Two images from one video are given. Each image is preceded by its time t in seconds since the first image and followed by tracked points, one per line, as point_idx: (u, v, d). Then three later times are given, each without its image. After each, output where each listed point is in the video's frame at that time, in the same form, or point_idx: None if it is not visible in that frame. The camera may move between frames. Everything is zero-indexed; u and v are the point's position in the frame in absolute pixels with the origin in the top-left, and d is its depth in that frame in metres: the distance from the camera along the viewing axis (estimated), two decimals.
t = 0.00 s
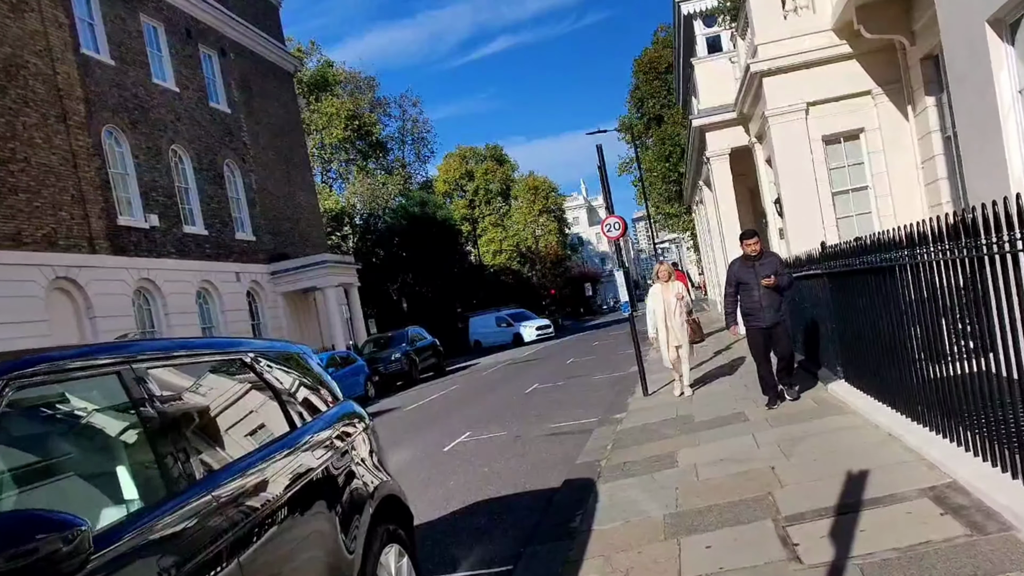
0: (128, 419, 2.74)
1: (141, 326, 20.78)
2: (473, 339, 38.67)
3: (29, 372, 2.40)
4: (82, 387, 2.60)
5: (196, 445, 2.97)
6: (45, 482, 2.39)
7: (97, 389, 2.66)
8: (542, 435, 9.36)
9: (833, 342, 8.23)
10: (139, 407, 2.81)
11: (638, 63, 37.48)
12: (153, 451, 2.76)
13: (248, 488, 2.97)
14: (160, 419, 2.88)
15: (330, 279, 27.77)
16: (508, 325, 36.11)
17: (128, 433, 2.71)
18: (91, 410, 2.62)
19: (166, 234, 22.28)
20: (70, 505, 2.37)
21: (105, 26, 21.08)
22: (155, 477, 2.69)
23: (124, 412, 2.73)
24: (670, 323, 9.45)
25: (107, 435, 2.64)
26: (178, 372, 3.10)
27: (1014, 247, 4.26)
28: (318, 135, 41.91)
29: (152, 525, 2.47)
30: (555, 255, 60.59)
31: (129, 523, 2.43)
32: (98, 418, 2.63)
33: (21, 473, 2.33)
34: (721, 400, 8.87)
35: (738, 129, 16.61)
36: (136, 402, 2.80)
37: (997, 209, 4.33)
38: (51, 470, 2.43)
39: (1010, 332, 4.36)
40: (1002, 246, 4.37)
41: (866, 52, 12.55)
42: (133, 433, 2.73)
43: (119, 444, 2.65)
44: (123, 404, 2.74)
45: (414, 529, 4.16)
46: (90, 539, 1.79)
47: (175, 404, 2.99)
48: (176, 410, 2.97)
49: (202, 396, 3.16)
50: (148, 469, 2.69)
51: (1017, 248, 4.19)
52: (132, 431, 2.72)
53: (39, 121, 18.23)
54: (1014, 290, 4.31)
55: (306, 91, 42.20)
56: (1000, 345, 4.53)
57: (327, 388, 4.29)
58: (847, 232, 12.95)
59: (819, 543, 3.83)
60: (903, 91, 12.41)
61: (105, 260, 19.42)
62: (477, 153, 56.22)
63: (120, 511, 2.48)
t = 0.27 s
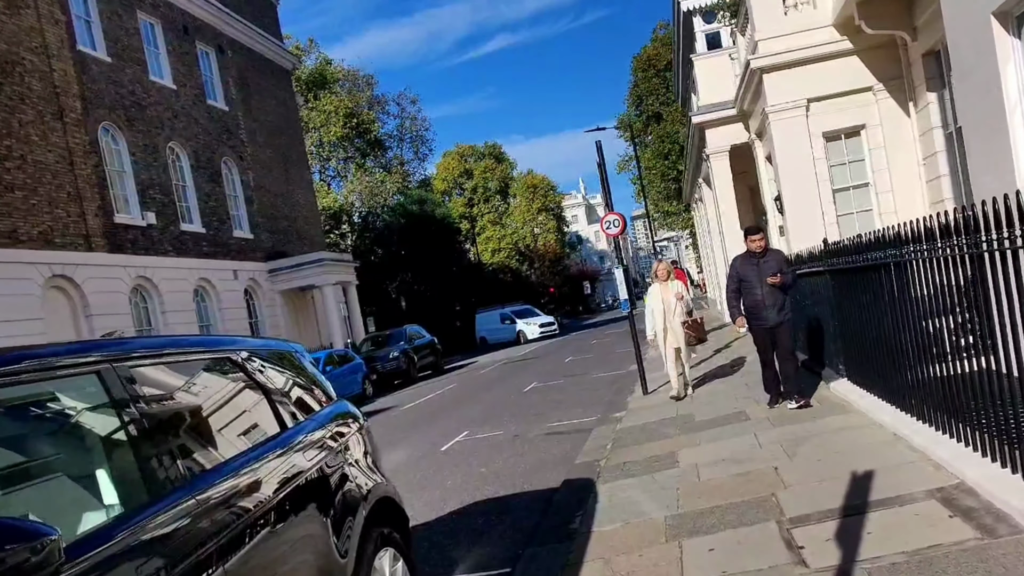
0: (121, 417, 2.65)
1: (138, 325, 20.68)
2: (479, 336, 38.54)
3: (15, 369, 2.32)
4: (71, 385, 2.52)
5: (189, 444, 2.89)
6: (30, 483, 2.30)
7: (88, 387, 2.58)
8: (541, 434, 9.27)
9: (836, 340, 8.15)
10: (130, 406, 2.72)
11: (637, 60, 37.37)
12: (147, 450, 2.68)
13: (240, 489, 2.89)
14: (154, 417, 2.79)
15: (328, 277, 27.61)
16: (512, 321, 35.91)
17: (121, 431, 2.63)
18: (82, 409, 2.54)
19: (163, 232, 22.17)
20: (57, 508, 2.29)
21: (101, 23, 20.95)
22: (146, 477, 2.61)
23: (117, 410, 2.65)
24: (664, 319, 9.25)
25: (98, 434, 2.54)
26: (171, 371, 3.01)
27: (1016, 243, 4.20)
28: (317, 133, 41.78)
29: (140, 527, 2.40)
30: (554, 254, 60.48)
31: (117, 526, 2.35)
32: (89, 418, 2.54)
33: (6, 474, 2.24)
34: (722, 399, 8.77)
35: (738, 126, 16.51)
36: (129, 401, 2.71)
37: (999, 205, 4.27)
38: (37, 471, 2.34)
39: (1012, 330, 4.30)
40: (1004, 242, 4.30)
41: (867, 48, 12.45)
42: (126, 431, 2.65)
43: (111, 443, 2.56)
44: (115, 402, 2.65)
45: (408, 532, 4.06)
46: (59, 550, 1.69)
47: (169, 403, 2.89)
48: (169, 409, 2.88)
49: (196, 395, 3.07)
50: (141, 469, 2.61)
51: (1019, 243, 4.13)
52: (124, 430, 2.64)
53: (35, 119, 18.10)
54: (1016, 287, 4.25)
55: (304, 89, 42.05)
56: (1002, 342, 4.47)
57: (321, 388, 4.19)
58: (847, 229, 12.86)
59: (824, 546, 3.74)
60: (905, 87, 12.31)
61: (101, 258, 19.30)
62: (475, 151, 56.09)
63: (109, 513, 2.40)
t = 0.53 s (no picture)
0: (113, 411, 2.62)
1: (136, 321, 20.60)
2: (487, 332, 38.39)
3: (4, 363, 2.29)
4: (61, 380, 2.48)
5: (181, 442, 2.85)
6: (20, 479, 2.25)
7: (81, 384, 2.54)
8: (540, 432, 9.18)
9: (840, 338, 8.06)
10: (122, 402, 2.69)
11: (638, 57, 37.25)
12: (139, 446, 2.65)
13: (233, 486, 2.85)
14: (146, 414, 2.76)
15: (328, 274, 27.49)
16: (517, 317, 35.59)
17: (115, 425, 2.60)
18: (75, 404, 2.50)
19: (162, 228, 22.08)
20: (47, 504, 2.24)
21: (100, 18, 20.84)
22: (137, 473, 2.57)
23: (110, 405, 2.62)
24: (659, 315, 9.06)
25: (92, 429, 2.51)
26: (162, 367, 2.97)
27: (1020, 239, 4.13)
28: (317, 130, 41.68)
29: (130, 522, 2.37)
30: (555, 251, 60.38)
31: (106, 522, 2.32)
32: (82, 413, 2.51)
33: None
34: (724, 398, 8.68)
35: (740, 122, 16.39)
36: (120, 397, 2.69)
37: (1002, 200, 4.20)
38: (29, 467, 2.30)
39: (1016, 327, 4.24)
40: (1008, 238, 4.23)
41: (870, 43, 12.33)
42: (119, 426, 2.62)
43: (105, 438, 2.54)
44: (107, 398, 2.63)
45: (403, 533, 3.98)
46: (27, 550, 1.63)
47: (161, 400, 2.87)
48: (160, 406, 2.85)
49: (189, 392, 3.04)
50: (134, 465, 2.58)
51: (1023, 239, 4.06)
52: (117, 424, 2.61)
53: (33, 114, 18.01)
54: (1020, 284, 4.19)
55: (305, 86, 41.94)
56: (1007, 339, 4.40)
57: (315, 387, 4.10)
58: (850, 226, 12.76)
59: (830, 548, 3.66)
60: (908, 83, 12.20)
61: (99, 255, 19.22)
62: (476, 148, 55.96)
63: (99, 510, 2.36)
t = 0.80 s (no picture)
0: (99, 410, 2.56)
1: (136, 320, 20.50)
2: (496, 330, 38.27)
3: None
4: (50, 376, 2.43)
5: (170, 442, 2.78)
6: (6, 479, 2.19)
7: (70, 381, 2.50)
8: (541, 432, 9.06)
9: (845, 337, 7.94)
10: (113, 400, 2.64)
11: (641, 56, 37.11)
12: (126, 445, 2.58)
13: (222, 485, 2.78)
14: (134, 413, 2.70)
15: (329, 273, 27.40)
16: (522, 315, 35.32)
17: (101, 424, 2.54)
18: (66, 400, 2.46)
19: (162, 226, 21.98)
20: (31, 502, 2.19)
21: (100, 15, 20.75)
22: (122, 472, 2.50)
23: (96, 403, 2.56)
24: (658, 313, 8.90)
25: (80, 427, 2.46)
26: (156, 364, 2.91)
27: None
28: (319, 128, 41.56)
29: (117, 521, 2.31)
30: (557, 250, 60.22)
31: (89, 523, 2.25)
32: (72, 409, 2.46)
33: None
34: (726, 398, 8.55)
35: (743, 120, 16.25)
36: (107, 395, 2.63)
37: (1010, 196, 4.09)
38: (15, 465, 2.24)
39: None
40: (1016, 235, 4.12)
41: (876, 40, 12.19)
42: (105, 424, 2.56)
43: (90, 436, 2.47)
44: (92, 396, 2.56)
45: (395, 539, 3.85)
46: None
47: (151, 399, 2.81)
48: (150, 406, 2.78)
49: (182, 391, 2.97)
50: (121, 464, 2.52)
51: None
52: (102, 423, 2.54)
53: (33, 111, 17.91)
54: None
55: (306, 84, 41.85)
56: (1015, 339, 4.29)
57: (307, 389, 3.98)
58: (854, 225, 12.62)
59: (837, 554, 3.54)
60: (914, 80, 12.06)
61: (99, 252, 19.12)
62: (479, 147, 55.82)
63: (83, 509, 2.30)
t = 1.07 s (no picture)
0: (86, 418, 2.50)
1: (133, 321, 20.42)
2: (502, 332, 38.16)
3: None
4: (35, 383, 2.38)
5: (159, 451, 2.72)
6: None
7: (56, 390, 2.44)
8: (539, 436, 8.96)
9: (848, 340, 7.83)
10: (102, 407, 2.59)
11: (642, 56, 37.00)
12: (113, 454, 2.52)
13: (213, 493, 2.71)
14: (122, 421, 2.64)
15: (330, 273, 27.30)
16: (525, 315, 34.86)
17: (88, 432, 2.48)
18: (52, 407, 2.40)
19: (160, 226, 21.90)
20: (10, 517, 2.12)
21: (99, 14, 20.66)
22: (106, 483, 2.43)
23: (82, 412, 2.50)
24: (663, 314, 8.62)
25: (68, 435, 2.40)
26: (148, 371, 2.85)
27: None
28: (319, 128, 41.46)
29: (104, 529, 2.26)
30: (558, 251, 60.12)
31: (74, 534, 2.19)
32: (57, 416, 2.40)
33: None
34: (727, 402, 8.44)
35: (744, 120, 16.14)
36: (94, 403, 2.56)
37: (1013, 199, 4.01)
38: None
39: None
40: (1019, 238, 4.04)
41: (878, 40, 12.08)
42: (93, 433, 2.50)
43: (77, 445, 2.41)
44: (80, 405, 2.51)
45: (385, 552, 3.74)
46: None
47: (140, 407, 2.74)
48: (139, 413, 2.72)
49: (173, 397, 2.91)
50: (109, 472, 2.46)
51: None
52: (88, 432, 2.48)
53: (30, 111, 17.84)
54: None
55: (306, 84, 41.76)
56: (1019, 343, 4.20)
57: (297, 397, 3.86)
58: (856, 226, 12.50)
59: (841, 567, 3.43)
60: (916, 81, 11.95)
61: (97, 253, 19.04)
62: (479, 147, 55.69)
63: (69, 520, 2.24)
